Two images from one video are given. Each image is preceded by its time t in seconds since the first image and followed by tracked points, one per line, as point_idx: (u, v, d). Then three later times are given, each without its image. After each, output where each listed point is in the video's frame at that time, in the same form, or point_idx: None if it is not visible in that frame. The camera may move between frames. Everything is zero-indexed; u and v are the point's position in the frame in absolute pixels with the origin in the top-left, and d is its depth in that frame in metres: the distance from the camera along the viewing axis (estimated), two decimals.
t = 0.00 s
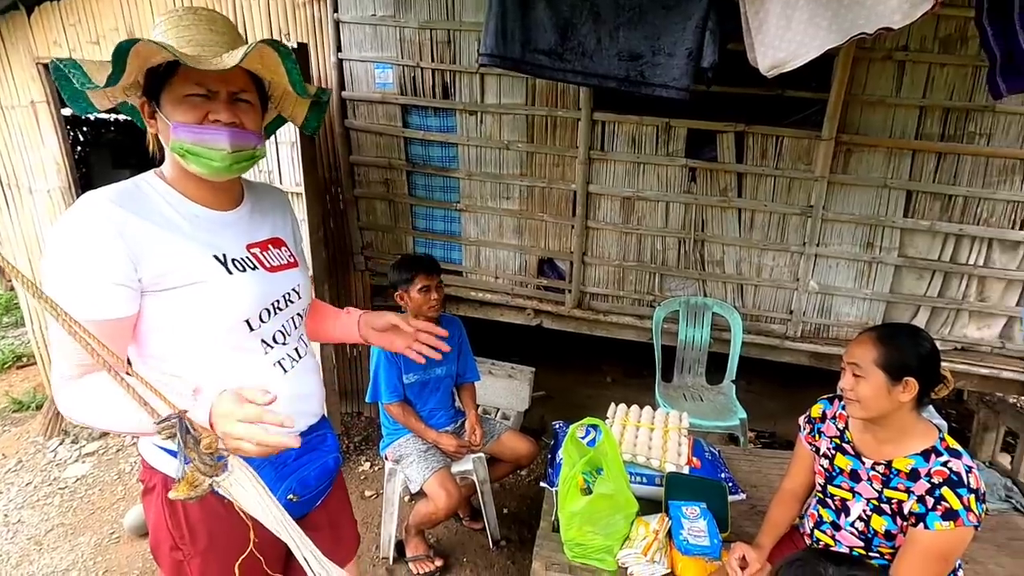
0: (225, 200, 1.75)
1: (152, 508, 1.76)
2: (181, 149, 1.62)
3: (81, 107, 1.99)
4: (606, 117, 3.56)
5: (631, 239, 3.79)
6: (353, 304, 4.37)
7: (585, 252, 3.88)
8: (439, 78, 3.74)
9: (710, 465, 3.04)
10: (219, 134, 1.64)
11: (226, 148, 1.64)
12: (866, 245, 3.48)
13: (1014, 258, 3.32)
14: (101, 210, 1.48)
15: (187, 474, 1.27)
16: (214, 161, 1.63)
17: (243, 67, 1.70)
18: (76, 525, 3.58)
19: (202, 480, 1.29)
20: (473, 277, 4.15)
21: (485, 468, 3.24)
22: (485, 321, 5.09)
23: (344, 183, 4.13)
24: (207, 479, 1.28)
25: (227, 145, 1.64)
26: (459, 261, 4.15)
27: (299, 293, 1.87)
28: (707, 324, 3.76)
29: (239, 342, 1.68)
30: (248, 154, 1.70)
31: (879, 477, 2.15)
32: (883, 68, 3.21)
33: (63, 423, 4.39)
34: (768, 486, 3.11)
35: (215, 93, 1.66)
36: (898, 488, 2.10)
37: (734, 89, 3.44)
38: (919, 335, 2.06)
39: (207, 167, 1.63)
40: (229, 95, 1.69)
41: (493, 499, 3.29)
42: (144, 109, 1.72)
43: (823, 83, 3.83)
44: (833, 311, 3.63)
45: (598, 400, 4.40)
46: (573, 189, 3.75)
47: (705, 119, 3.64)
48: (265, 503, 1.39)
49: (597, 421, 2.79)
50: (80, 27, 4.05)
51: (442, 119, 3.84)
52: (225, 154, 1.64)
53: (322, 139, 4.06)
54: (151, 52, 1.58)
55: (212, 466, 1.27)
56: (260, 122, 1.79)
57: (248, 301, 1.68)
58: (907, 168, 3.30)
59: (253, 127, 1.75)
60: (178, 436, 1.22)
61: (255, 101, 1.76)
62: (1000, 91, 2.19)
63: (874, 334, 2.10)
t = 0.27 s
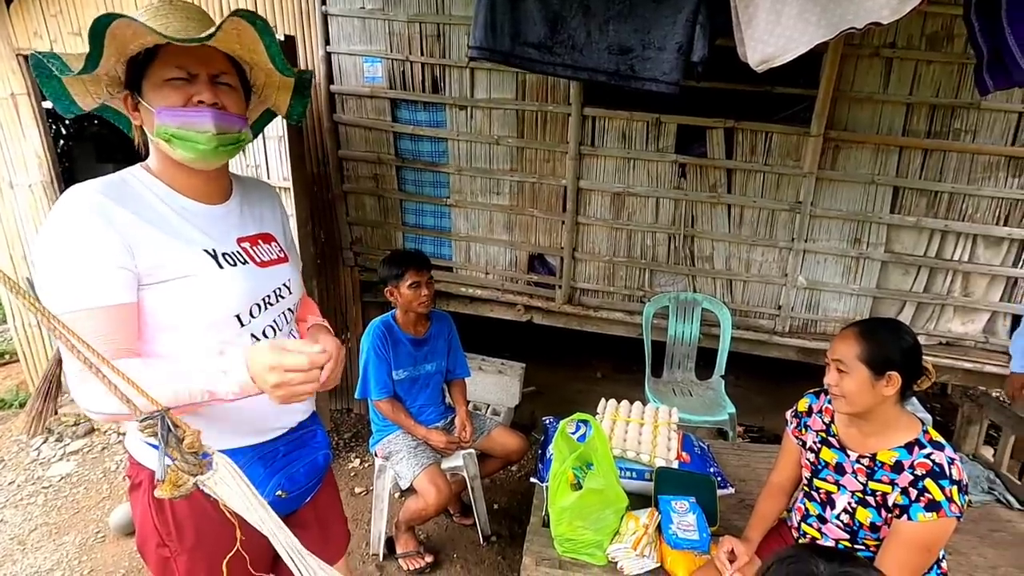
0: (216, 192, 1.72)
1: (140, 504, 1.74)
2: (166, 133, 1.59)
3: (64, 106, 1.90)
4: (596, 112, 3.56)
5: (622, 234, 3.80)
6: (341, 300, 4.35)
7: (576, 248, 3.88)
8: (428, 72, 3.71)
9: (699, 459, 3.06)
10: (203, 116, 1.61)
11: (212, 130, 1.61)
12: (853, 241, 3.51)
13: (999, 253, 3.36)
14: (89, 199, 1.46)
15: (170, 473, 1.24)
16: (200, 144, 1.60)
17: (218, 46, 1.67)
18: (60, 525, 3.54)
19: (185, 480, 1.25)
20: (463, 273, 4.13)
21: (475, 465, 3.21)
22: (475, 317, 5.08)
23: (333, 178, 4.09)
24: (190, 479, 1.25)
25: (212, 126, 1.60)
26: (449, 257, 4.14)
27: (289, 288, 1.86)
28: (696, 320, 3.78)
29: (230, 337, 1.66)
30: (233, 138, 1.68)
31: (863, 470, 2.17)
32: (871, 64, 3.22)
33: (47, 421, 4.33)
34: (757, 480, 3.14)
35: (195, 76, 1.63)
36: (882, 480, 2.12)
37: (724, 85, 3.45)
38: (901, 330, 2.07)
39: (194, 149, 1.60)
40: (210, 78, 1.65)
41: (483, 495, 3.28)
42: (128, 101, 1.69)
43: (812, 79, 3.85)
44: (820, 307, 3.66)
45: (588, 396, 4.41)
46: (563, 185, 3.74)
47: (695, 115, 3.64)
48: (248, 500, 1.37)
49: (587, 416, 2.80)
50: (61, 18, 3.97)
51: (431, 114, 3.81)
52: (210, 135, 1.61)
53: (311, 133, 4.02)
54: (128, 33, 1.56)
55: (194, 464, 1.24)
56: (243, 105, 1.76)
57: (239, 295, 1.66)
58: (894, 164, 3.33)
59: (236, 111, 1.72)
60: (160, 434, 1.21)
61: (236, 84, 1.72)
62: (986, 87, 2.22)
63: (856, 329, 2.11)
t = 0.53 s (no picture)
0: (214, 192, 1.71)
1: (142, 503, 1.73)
2: (164, 139, 1.57)
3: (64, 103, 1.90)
4: (592, 112, 3.55)
5: (619, 233, 3.79)
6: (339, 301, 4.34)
7: (573, 247, 3.88)
8: (424, 72, 3.71)
9: (697, 458, 3.06)
10: (203, 123, 1.59)
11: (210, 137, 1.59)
12: (850, 239, 3.51)
13: (995, 250, 3.37)
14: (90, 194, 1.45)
15: (163, 476, 1.25)
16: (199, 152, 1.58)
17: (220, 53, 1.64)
18: (57, 528, 3.52)
19: (179, 484, 1.27)
20: (460, 273, 4.13)
21: (474, 465, 3.21)
22: (473, 318, 5.08)
23: (329, 179, 4.08)
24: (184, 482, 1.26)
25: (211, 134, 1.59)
26: (446, 257, 4.13)
27: (290, 286, 1.86)
28: (694, 318, 3.78)
29: (231, 334, 1.66)
30: (232, 144, 1.66)
31: (861, 468, 2.17)
32: (866, 62, 3.23)
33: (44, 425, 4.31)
34: (755, 478, 3.14)
35: (197, 83, 1.60)
36: (880, 477, 2.12)
37: (720, 84, 3.45)
38: (891, 328, 2.07)
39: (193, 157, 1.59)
40: (211, 84, 1.62)
41: (481, 496, 3.28)
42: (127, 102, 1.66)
43: (808, 77, 3.86)
44: (817, 305, 3.66)
45: (586, 396, 4.41)
46: (560, 184, 3.74)
47: (692, 114, 3.64)
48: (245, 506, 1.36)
49: (585, 416, 2.79)
50: (55, 20, 3.96)
51: (427, 114, 3.81)
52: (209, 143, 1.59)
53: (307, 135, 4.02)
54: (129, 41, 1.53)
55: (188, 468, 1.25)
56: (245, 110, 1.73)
57: (241, 292, 1.66)
58: (890, 162, 3.33)
59: (237, 116, 1.69)
60: (154, 437, 1.20)
61: (238, 91, 1.69)
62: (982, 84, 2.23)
63: (846, 328, 2.11)
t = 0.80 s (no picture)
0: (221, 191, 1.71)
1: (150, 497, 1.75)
2: (177, 145, 1.58)
3: (79, 91, 1.92)
4: (596, 110, 3.54)
5: (623, 232, 3.78)
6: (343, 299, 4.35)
7: (577, 246, 3.87)
8: (428, 71, 3.71)
9: (702, 457, 3.05)
10: (215, 132, 1.59)
11: (222, 148, 1.59)
12: (855, 237, 3.49)
13: (1002, 249, 3.34)
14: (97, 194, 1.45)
15: (169, 474, 1.24)
16: (210, 162, 1.59)
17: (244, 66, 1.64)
18: (63, 526, 3.55)
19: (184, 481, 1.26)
20: (464, 272, 4.13)
21: (478, 464, 3.23)
22: (477, 316, 5.08)
23: (333, 177, 4.09)
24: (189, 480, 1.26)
25: (223, 146, 1.60)
26: (450, 256, 4.13)
27: (295, 284, 1.87)
28: (698, 317, 3.77)
29: (237, 332, 1.66)
30: (244, 154, 1.66)
31: (867, 467, 2.16)
32: (872, 59, 3.20)
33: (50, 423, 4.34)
34: (760, 477, 3.13)
35: (214, 92, 1.59)
36: (886, 477, 2.10)
37: (724, 81, 3.43)
38: (893, 326, 2.05)
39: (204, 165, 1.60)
40: (228, 94, 1.61)
41: (485, 494, 3.28)
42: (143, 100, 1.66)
43: (813, 75, 3.83)
44: (823, 303, 3.65)
45: (590, 394, 4.41)
46: (564, 183, 3.73)
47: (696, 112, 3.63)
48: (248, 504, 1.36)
49: (589, 415, 2.79)
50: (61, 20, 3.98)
51: (431, 112, 3.81)
52: (220, 154, 1.59)
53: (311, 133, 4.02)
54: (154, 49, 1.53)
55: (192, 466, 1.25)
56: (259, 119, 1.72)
57: (247, 291, 1.67)
58: (896, 160, 3.31)
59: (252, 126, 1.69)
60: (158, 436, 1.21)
61: (254, 101, 1.68)
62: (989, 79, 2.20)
63: (848, 326, 2.10)
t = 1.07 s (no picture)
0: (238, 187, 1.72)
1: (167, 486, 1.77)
2: (199, 138, 1.58)
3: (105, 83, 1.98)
4: (609, 104, 3.52)
5: (636, 227, 3.76)
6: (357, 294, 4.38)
7: (589, 241, 3.85)
8: (441, 65, 3.70)
9: (715, 454, 3.03)
10: (238, 128, 1.59)
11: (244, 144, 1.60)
12: (873, 233, 3.43)
13: None
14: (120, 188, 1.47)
15: (187, 466, 1.28)
16: (232, 157, 1.59)
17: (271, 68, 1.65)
18: (84, 515, 3.62)
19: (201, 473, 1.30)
20: (477, 267, 4.13)
21: (490, 458, 3.24)
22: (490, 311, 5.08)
23: (347, 173, 4.11)
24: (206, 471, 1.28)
25: (245, 141, 1.60)
26: (463, 251, 4.13)
27: (310, 280, 1.88)
28: (713, 314, 3.76)
29: (254, 327, 1.68)
30: (265, 151, 1.67)
31: (885, 467, 2.13)
32: (892, 50, 3.14)
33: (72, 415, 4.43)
34: (773, 475, 3.10)
35: (239, 89, 1.60)
36: (905, 476, 2.07)
37: (739, 74, 3.39)
38: (908, 321, 2.02)
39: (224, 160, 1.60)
40: (252, 91, 1.62)
41: (497, 489, 3.29)
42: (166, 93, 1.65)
43: (831, 67, 3.77)
44: (839, 299, 3.60)
45: (603, 390, 4.40)
46: (577, 178, 3.72)
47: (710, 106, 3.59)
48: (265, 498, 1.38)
49: (602, 411, 2.78)
50: (80, 18, 4.03)
51: (444, 108, 3.80)
52: (242, 149, 1.60)
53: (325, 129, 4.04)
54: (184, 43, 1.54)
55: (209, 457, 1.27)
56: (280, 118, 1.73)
57: (263, 286, 1.68)
58: (916, 153, 3.24)
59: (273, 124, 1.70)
60: (176, 428, 1.23)
61: (275, 100, 1.69)
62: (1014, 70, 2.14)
63: (860, 324, 2.08)
